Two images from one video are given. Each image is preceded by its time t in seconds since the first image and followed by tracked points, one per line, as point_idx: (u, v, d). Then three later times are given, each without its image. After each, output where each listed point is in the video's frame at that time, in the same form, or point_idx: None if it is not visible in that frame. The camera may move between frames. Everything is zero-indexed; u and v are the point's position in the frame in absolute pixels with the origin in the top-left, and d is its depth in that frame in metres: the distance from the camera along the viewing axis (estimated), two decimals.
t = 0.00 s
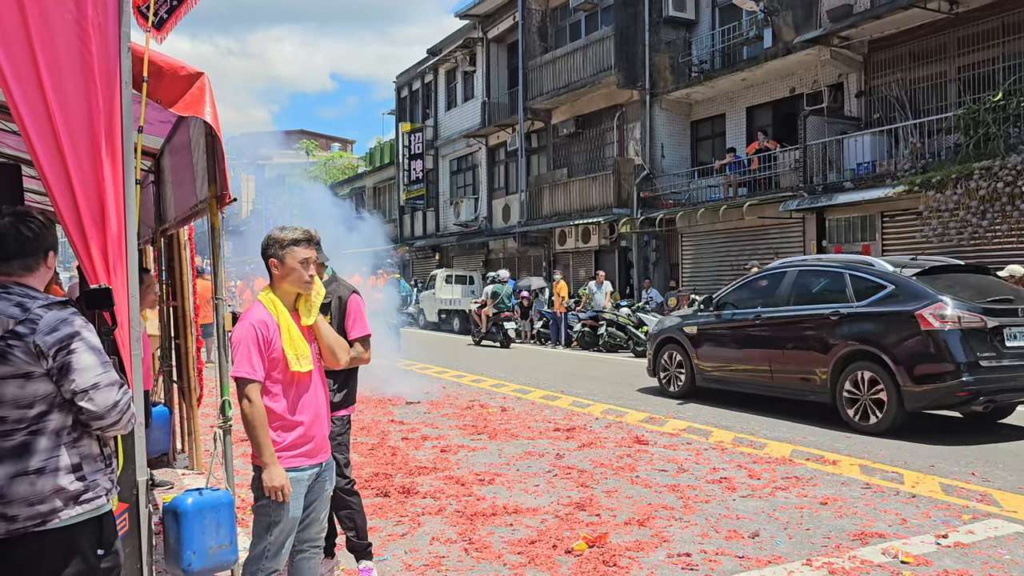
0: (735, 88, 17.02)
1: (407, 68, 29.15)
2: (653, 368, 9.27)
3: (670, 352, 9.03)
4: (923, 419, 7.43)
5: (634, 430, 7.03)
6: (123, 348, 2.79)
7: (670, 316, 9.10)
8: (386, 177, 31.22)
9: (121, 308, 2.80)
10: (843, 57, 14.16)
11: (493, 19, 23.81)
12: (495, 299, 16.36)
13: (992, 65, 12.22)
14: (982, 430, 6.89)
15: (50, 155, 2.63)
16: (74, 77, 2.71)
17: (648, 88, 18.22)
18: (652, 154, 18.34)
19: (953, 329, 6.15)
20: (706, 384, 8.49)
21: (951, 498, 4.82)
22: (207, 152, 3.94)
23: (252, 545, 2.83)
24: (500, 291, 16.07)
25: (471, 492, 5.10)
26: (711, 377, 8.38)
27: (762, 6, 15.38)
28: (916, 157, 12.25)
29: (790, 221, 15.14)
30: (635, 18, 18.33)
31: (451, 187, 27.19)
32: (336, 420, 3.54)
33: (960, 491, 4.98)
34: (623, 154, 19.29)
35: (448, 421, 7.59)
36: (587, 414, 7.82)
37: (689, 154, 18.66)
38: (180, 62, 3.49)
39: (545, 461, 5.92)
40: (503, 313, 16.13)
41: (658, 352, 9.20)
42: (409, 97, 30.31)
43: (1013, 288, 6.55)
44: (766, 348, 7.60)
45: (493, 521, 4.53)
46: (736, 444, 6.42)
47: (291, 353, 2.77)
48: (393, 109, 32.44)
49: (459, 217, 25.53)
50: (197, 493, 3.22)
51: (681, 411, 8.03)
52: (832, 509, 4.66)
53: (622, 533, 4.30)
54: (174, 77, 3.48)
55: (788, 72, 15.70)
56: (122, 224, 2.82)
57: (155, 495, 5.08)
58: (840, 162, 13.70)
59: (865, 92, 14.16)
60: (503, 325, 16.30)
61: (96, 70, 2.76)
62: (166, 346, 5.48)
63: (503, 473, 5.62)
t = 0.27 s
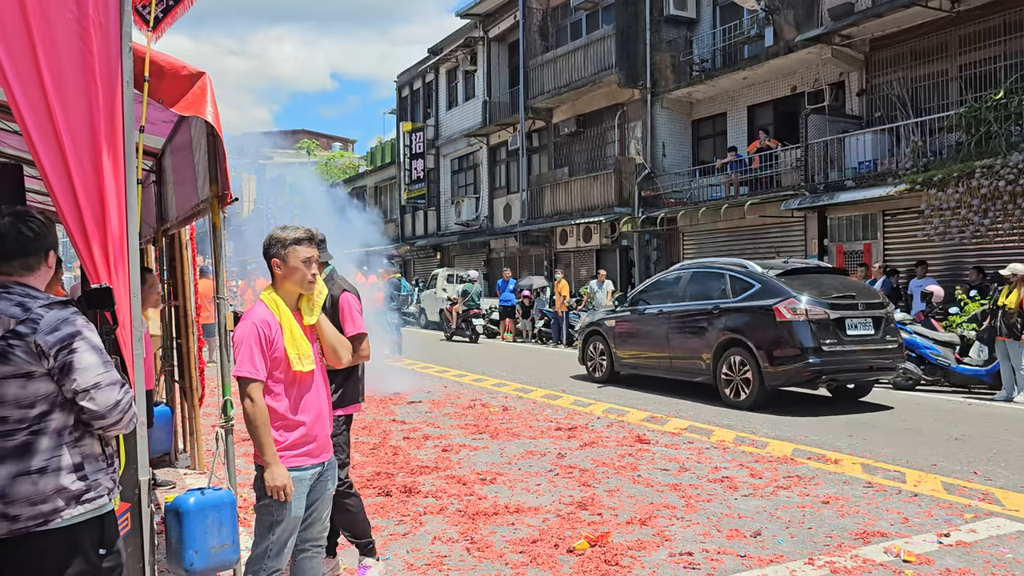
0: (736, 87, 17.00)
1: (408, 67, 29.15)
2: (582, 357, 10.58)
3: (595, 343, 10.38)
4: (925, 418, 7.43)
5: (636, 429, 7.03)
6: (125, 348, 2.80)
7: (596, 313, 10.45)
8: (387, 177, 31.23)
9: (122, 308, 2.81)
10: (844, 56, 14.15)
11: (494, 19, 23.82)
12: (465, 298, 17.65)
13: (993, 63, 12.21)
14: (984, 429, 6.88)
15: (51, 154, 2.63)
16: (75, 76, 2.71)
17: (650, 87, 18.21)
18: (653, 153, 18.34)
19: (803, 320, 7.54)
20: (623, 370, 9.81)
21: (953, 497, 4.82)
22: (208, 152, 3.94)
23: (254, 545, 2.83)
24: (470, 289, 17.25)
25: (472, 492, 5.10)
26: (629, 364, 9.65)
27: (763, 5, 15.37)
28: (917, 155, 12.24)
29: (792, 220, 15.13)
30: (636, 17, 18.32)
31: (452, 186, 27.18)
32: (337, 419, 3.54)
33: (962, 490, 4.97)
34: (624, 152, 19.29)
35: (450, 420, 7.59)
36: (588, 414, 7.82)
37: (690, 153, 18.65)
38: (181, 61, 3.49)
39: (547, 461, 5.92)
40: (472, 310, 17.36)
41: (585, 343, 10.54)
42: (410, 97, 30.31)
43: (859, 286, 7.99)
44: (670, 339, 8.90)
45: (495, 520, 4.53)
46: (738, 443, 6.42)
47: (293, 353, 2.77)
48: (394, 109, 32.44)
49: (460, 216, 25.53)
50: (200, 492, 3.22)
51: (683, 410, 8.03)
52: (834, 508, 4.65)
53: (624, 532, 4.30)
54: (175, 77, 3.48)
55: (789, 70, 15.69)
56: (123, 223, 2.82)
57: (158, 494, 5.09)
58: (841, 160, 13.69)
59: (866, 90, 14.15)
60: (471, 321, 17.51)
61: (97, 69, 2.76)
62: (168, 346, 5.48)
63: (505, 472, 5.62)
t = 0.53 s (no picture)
0: (740, 89, 16.99)
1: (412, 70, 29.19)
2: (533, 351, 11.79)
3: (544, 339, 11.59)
4: (930, 421, 7.40)
5: (640, 431, 7.02)
6: (130, 350, 2.80)
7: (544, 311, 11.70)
8: (391, 179, 31.26)
9: (127, 311, 2.81)
10: (848, 57, 14.12)
11: (498, 21, 23.85)
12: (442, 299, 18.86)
13: (998, 64, 12.18)
14: (989, 431, 6.86)
15: (56, 158, 2.64)
16: (80, 79, 2.72)
17: (653, 89, 18.19)
18: (657, 155, 18.33)
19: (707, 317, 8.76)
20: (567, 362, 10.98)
21: (958, 500, 4.80)
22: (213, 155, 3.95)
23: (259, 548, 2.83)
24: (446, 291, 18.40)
25: (476, 494, 5.10)
26: (570, 357, 10.88)
27: (767, 7, 15.36)
28: (922, 157, 12.21)
29: (796, 222, 15.11)
30: (639, 19, 18.31)
31: (456, 188, 27.19)
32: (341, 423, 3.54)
33: (967, 493, 4.95)
34: (628, 154, 19.29)
35: (454, 422, 7.59)
36: (592, 416, 7.81)
37: (694, 155, 18.65)
38: (186, 65, 3.50)
39: (551, 463, 5.92)
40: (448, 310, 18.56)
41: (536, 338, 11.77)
42: (414, 99, 30.35)
43: (755, 287, 9.26)
44: (605, 335, 10.06)
45: (499, 523, 4.53)
46: (742, 446, 6.40)
47: (298, 357, 2.78)
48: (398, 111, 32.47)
49: (464, 218, 25.54)
50: (204, 496, 3.23)
51: (686, 412, 8.02)
52: (838, 511, 4.64)
53: (629, 535, 4.29)
54: (180, 80, 3.49)
55: (793, 72, 15.68)
56: (128, 227, 2.83)
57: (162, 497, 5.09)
58: (845, 162, 13.67)
59: (870, 92, 14.13)
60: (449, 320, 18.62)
61: (102, 73, 2.77)
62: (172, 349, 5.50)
63: (509, 474, 5.62)
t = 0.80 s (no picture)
0: (741, 92, 17.00)
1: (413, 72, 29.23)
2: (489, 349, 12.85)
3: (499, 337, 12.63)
4: (932, 424, 7.40)
5: (641, 434, 7.02)
6: (132, 353, 2.80)
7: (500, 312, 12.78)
8: (392, 182, 31.27)
9: (128, 313, 2.81)
10: (850, 61, 14.13)
11: (499, 24, 23.88)
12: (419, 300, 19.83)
13: (1000, 68, 12.20)
14: (991, 435, 6.85)
15: (58, 160, 2.64)
16: (82, 81, 2.72)
17: (655, 92, 18.19)
18: (659, 158, 18.33)
19: (633, 317, 9.94)
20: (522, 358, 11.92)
21: (960, 504, 4.79)
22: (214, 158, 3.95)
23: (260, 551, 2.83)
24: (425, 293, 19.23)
25: (477, 497, 5.09)
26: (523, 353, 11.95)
27: (768, 10, 15.37)
28: (923, 160, 12.21)
29: (797, 225, 15.11)
30: (641, 22, 18.30)
31: (457, 191, 27.19)
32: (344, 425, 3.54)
33: (969, 497, 4.94)
34: (629, 157, 19.29)
35: (455, 425, 7.59)
36: (593, 419, 7.81)
37: (694, 158, 18.68)
38: (188, 67, 3.50)
39: (552, 466, 5.92)
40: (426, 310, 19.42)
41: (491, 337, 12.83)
42: (415, 102, 30.39)
43: (679, 290, 10.44)
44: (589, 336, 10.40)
45: (500, 526, 4.52)
46: (743, 449, 6.40)
47: (299, 359, 2.78)
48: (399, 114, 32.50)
49: (465, 221, 25.53)
50: (205, 498, 3.23)
51: (688, 415, 8.02)
52: (840, 515, 4.63)
53: (630, 538, 4.29)
54: (182, 83, 3.50)
55: (794, 75, 15.69)
56: (129, 229, 2.83)
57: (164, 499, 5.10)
58: (847, 165, 13.67)
59: (871, 95, 14.14)
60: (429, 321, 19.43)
61: (104, 75, 2.78)
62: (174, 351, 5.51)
63: (510, 477, 5.61)
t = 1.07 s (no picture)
0: (741, 95, 17.01)
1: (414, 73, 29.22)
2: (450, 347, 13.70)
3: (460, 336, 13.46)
4: (930, 428, 7.40)
5: (639, 437, 7.01)
6: (131, 354, 2.80)
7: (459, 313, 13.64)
8: (392, 183, 31.26)
9: (128, 314, 2.81)
10: (850, 64, 14.14)
11: (500, 25, 23.88)
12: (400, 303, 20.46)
13: (1000, 72, 12.21)
14: (990, 439, 6.85)
15: (58, 160, 2.64)
16: (82, 81, 2.72)
17: (655, 95, 18.18)
18: (659, 160, 18.32)
19: (573, 315, 10.80)
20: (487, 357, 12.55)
21: (958, 508, 4.79)
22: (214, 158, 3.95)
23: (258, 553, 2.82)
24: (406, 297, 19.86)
25: (476, 499, 5.09)
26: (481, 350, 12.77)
27: (768, 13, 15.39)
28: (922, 164, 12.21)
29: (797, 228, 15.11)
30: (641, 24, 18.27)
31: (457, 192, 27.18)
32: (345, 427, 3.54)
33: (968, 501, 4.94)
34: (629, 159, 19.29)
35: (454, 427, 7.58)
36: (592, 421, 7.81)
37: (694, 161, 18.69)
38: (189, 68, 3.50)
39: (550, 468, 5.91)
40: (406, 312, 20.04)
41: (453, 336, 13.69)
42: (416, 103, 30.38)
43: (616, 292, 11.32)
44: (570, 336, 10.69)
45: (498, 528, 4.52)
46: (742, 452, 6.40)
47: (299, 361, 2.78)
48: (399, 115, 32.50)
49: (465, 222, 25.53)
50: (203, 500, 3.23)
51: (686, 418, 8.01)
52: (839, 518, 4.63)
53: (628, 541, 4.29)
54: (183, 83, 3.49)
55: (795, 78, 15.70)
56: (129, 229, 2.83)
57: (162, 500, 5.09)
58: (847, 169, 13.67)
59: (871, 99, 14.16)
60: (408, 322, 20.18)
61: (104, 74, 2.78)
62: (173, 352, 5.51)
63: (509, 480, 5.61)
